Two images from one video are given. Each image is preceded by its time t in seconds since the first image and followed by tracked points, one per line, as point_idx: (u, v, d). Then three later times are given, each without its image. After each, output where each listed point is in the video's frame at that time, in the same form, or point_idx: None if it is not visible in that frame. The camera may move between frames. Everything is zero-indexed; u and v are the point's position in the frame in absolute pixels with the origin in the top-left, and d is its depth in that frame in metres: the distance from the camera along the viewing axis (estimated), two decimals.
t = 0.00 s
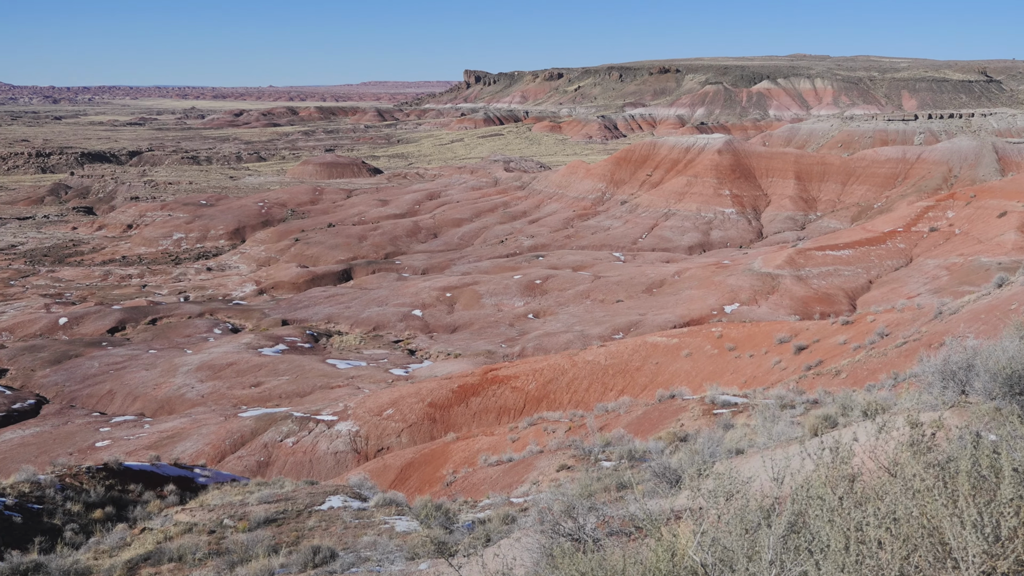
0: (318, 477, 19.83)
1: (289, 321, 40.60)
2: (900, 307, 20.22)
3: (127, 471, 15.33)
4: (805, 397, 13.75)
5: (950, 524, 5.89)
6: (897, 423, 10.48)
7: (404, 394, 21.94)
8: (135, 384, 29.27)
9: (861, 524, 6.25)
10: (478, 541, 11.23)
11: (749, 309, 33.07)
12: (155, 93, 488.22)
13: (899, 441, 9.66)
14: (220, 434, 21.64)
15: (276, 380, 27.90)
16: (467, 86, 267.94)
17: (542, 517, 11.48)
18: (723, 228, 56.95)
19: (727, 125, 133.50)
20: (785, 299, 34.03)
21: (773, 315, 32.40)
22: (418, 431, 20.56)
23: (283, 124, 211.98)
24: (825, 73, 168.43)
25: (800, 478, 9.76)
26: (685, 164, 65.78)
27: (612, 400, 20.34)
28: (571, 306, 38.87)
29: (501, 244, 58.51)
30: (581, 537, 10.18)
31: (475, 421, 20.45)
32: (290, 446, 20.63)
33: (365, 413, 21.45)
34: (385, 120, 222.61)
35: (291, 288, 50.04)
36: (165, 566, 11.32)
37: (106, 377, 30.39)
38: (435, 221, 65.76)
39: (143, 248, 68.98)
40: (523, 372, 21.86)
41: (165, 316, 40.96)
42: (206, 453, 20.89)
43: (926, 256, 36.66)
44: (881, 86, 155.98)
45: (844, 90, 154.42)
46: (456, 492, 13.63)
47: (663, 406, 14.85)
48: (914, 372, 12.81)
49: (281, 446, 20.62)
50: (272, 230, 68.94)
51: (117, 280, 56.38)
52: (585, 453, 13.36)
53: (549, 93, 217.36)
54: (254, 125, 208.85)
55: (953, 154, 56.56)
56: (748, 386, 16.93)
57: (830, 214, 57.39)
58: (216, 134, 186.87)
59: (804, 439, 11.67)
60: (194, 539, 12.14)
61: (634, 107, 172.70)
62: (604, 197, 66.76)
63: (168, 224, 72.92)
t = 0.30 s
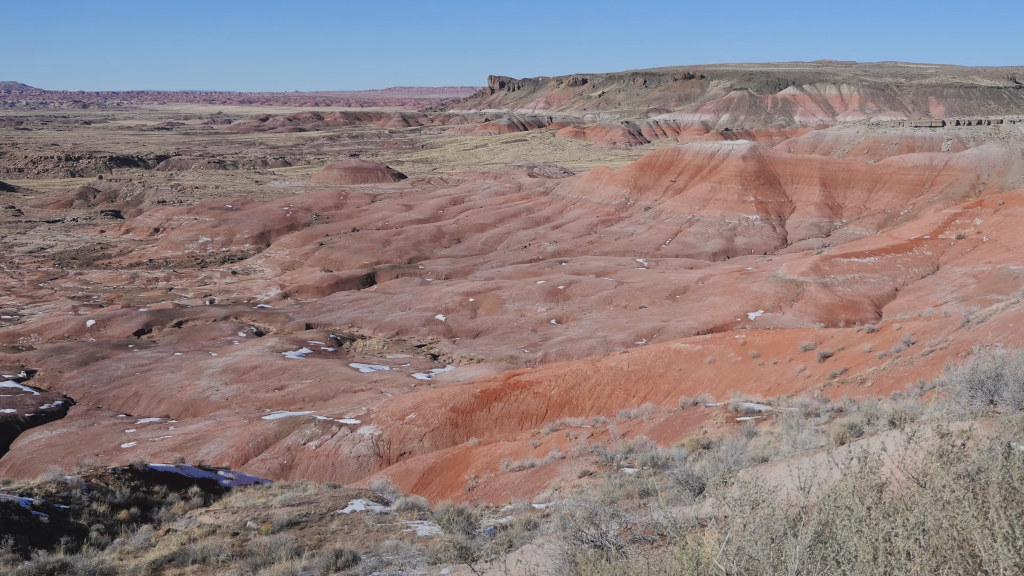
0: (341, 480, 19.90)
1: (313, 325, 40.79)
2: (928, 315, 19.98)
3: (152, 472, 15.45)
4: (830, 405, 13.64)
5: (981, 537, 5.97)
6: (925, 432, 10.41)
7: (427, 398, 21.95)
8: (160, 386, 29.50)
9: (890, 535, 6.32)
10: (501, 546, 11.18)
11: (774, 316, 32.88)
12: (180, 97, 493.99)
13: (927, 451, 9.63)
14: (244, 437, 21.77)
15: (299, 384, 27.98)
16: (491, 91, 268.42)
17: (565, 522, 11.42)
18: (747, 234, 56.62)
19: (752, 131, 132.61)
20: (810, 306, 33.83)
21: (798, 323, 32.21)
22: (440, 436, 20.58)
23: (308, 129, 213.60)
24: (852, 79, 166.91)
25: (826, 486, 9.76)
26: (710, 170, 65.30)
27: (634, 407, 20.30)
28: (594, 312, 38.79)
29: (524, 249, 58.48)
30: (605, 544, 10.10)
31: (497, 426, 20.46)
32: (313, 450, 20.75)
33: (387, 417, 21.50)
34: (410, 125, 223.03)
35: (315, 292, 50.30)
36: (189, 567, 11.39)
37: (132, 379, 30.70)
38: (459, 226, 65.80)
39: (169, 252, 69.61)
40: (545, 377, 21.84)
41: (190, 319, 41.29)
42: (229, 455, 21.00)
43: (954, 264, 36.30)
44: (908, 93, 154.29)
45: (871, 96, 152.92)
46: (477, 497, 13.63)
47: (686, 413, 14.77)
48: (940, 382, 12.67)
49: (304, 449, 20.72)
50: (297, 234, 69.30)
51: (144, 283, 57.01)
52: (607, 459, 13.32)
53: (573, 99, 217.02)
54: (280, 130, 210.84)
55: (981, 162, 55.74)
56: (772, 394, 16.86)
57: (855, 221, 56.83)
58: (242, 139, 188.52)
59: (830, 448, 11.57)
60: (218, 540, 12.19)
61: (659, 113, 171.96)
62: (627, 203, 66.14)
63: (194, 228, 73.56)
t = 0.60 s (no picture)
0: (364, 483, 19.96)
1: (337, 328, 40.97)
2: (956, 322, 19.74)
3: (177, 473, 15.56)
4: (856, 412, 13.51)
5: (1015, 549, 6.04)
6: (954, 439, 10.34)
7: (450, 402, 21.98)
8: (186, 388, 29.72)
9: (921, 544, 6.43)
10: (524, 551, 11.13)
11: (799, 322, 32.68)
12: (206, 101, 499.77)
13: (955, 458, 9.60)
14: (269, 438, 21.90)
15: (323, 387, 28.07)
16: (515, 96, 269.05)
17: (588, 528, 11.36)
18: (772, 240, 56.24)
19: (777, 136, 131.91)
20: (836, 312, 33.59)
21: (823, 329, 32.00)
22: (463, 440, 20.61)
23: (334, 133, 215.25)
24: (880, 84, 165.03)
25: (853, 494, 9.75)
26: (735, 175, 64.87)
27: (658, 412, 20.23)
28: (618, 317, 38.68)
29: (548, 253, 58.45)
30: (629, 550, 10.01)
31: (520, 431, 20.47)
32: (336, 452, 20.81)
33: (411, 420, 21.55)
34: (435, 129, 223.42)
35: (340, 295, 50.57)
36: (214, 568, 11.44)
37: (158, 381, 30.99)
38: (483, 230, 65.82)
39: (196, 255, 70.35)
40: (568, 382, 21.83)
41: (216, 321, 41.62)
42: (254, 457, 21.12)
43: (982, 271, 35.90)
44: (936, 98, 152.89)
45: (899, 101, 151.73)
46: (500, 502, 13.62)
47: (710, 419, 14.70)
48: (968, 390, 12.52)
49: (328, 451, 20.79)
50: (322, 237, 69.66)
51: (171, 285, 57.65)
52: (630, 464, 13.28)
53: (597, 104, 216.71)
54: (305, 134, 212.79)
55: (1012, 168, 55.03)
56: (797, 401, 16.76)
57: (882, 227, 56.23)
58: (268, 143, 190.17)
59: (856, 455, 11.48)
60: (242, 541, 12.26)
61: (683, 118, 171.24)
62: (652, 209, 66.10)
63: (221, 231, 74.22)
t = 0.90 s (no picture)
0: (388, 485, 20.03)
1: (362, 330, 41.13)
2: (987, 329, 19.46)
3: (204, 472, 15.66)
4: (883, 419, 13.41)
5: None
6: (984, 446, 10.24)
7: (474, 405, 22.02)
8: (212, 389, 29.96)
9: (953, 553, 6.46)
10: (549, 555, 11.07)
11: (826, 327, 32.44)
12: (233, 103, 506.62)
13: (986, 466, 9.52)
14: (294, 439, 22.01)
15: (348, 389, 28.17)
16: (541, 99, 269.19)
17: (612, 532, 11.29)
18: (798, 244, 55.71)
19: (805, 140, 131.06)
20: (863, 318, 33.34)
21: (850, 334, 31.76)
22: (487, 443, 20.63)
23: (359, 136, 216.98)
24: (910, 88, 162.76)
25: (880, 501, 9.70)
26: (761, 179, 64.36)
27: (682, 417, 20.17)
28: (643, 321, 38.52)
29: (573, 257, 58.38)
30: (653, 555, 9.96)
31: (544, 434, 20.47)
32: (361, 454, 20.88)
33: (435, 423, 21.61)
34: (461, 132, 223.68)
35: (365, 297, 50.83)
36: (239, 568, 11.50)
37: (185, 381, 31.30)
38: (508, 233, 65.84)
39: (223, 256, 71.00)
40: (592, 386, 21.80)
41: (243, 322, 41.96)
42: (279, 457, 21.25)
43: (1014, 277, 35.42)
44: (967, 102, 150.64)
45: (928, 104, 149.94)
46: (524, 505, 13.62)
47: (735, 424, 14.63)
48: (999, 397, 12.34)
49: (352, 453, 20.85)
50: (348, 240, 69.97)
51: (198, 286, 58.30)
52: (655, 469, 13.22)
53: (623, 107, 215.80)
54: (331, 137, 214.38)
55: None
56: (823, 406, 16.66)
57: (910, 232, 55.47)
58: (294, 146, 191.91)
59: (885, 462, 11.35)
60: (267, 542, 12.32)
61: (710, 122, 170.16)
62: (677, 212, 65.65)
63: (248, 233, 74.86)
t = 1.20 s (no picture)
0: (413, 486, 20.10)
1: (388, 332, 41.25)
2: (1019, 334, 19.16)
3: (231, 472, 15.76)
4: (912, 424, 13.28)
5: None
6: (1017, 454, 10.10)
7: (498, 407, 22.05)
8: (239, 389, 30.15)
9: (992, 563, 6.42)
10: (574, 558, 11.01)
11: (853, 332, 32.21)
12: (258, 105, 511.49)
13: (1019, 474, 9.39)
14: (319, 440, 22.09)
15: (373, 390, 28.23)
16: (567, 102, 268.73)
17: (637, 535, 11.20)
18: (826, 247, 54.97)
19: (833, 143, 130.13)
20: (891, 322, 33.02)
21: (878, 339, 31.55)
22: (512, 445, 20.66)
23: (385, 138, 218.15)
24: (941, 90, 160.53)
25: (911, 508, 9.60)
26: (789, 182, 63.53)
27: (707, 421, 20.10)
28: (668, 324, 38.33)
29: (598, 259, 58.17)
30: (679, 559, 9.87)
31: (568, 437, 20.45)
32: (385, 455, 20.94)
33: (460, 425, 21.64)
34: (486, 135, 223.60)
35: (390, 299, 50.99)
36: (265, 567, 11.54)
37: (212, 381, 31.54)
38: (533, 236, 65.71)
39: (250, 257, 71.49)
40: (617, 389, 21.73)
41: (269, 323, 42.25)
42: (305, 457, 21.32)
43: None
44: (1000, 104, 148.13)
45: (959, 107, 148.08)
46: (548, 508, 13.60)
47: (761, 429, 14.55)
48: None
49: (377, 454, 20.91)
50: (373, 242, 70.15)
51: (226, 287, 58.85)
52: (680, 473, 13.15)
53: (649, 109, 214.42)
54: (358, 139, 215.65)
55: None
56: (851, 412, 16.57)
57: (940, 236, 54.55)
58: (320, 148, 193.31)
59: (914, 468, 11.21)
60: (293, 541, 12.36)
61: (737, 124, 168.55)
62: (703, 215, 64.80)
63: (274, 235, 75.32)
